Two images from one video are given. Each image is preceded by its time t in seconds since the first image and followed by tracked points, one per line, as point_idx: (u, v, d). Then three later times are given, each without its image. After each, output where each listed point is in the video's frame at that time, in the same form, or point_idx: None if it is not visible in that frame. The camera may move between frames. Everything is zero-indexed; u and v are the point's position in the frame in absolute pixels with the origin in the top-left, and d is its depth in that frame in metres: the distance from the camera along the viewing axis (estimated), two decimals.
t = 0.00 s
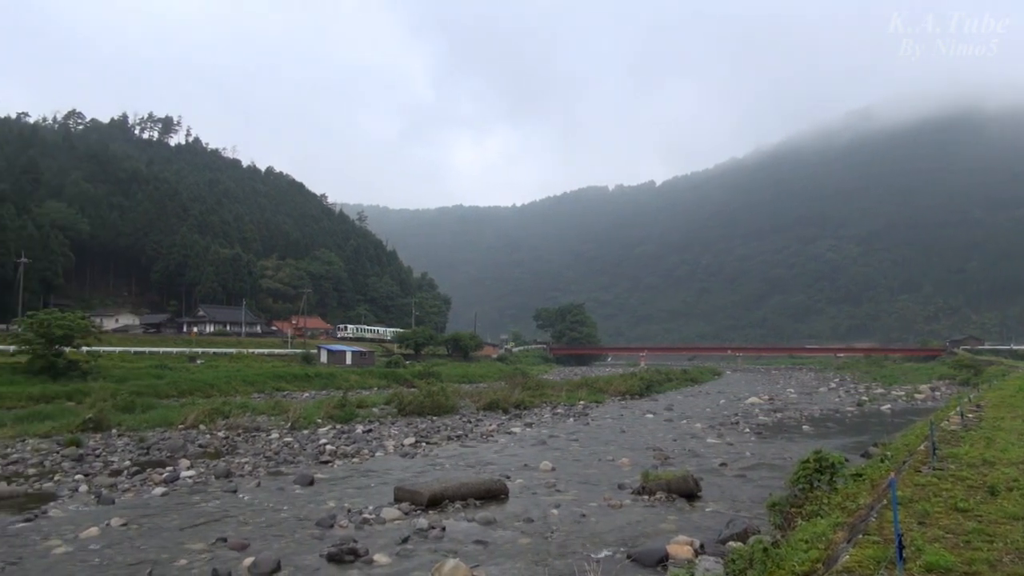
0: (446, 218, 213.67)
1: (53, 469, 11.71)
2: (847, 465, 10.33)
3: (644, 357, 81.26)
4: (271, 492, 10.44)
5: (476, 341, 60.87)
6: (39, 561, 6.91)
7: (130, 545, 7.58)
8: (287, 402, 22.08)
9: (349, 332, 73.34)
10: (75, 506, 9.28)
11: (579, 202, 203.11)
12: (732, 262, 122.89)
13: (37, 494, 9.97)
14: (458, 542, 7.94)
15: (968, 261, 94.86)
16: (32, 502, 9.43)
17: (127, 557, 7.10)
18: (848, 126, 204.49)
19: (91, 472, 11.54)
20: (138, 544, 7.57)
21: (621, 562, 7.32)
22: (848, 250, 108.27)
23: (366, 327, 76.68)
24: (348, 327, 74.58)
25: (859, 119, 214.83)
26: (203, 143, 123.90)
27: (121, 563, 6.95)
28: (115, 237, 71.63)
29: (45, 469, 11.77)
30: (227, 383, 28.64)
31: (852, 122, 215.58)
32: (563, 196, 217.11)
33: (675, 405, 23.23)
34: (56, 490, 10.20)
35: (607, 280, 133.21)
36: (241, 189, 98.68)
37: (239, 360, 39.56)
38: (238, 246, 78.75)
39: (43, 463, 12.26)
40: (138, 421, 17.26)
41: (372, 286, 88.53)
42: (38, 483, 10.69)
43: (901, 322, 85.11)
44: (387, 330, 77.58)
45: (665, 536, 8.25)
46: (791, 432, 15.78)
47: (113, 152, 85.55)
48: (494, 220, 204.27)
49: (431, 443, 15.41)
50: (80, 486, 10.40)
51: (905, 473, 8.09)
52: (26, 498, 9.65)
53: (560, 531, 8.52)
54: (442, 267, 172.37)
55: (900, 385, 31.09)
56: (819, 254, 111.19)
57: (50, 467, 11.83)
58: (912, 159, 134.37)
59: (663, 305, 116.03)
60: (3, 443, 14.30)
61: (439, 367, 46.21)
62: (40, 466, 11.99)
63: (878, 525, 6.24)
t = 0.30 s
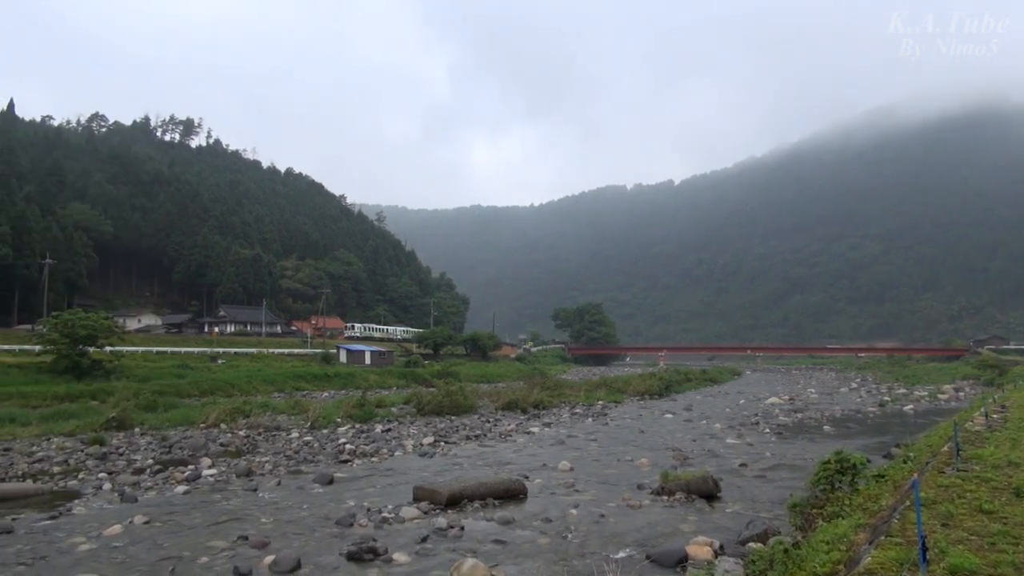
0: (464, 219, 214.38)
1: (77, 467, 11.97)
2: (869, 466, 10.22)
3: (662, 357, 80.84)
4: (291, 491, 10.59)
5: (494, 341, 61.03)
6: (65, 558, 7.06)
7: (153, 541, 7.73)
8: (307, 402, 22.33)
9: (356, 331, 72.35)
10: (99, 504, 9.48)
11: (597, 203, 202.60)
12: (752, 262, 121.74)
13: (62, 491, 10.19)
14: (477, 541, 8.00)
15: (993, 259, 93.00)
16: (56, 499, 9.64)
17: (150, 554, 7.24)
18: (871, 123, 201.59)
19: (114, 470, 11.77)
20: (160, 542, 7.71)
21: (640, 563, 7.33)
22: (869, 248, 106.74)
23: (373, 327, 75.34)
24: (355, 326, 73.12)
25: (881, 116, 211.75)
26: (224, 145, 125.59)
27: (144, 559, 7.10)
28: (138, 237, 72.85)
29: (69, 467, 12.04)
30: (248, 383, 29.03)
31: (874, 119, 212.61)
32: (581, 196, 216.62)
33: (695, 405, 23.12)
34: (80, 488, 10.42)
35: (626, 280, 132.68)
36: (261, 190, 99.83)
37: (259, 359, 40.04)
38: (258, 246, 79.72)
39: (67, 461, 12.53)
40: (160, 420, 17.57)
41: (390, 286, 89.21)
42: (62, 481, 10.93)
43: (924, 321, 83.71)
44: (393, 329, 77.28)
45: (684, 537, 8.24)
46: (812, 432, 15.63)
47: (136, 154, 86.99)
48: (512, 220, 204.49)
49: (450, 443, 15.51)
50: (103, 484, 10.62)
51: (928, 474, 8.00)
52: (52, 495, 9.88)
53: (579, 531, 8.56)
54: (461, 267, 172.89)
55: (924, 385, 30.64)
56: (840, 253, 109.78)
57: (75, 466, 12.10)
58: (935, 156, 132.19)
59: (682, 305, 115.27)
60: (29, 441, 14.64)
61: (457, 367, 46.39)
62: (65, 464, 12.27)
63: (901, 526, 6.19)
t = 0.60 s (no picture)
0: (481, 219, 214.94)
1: (99, 466, 12.20)
2: (891, 467, 10.10)
3: (681, 357, 80.44)
4: (310, 490, 10.74)
5: (512, 341, 61.16)
6: (89, 554, 7.21)
7: (174, 539, 7.88)
8: (327, 402, 22.56)
9: (362, 330, 70.94)
10: (122, 502, 9.67)
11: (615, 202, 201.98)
12: (772, 261, 120.61)
13: (85, 489, 10.40)
14: (494, 541, 8.06)
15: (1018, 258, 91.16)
16: (80, 497, 9.85)
17: (171, 552, 7.38)
18: (893, 120, 198.67)
19: (136, 469, 12.00)
20: (182, 540, 7.85)
21: (660, 564, 7.32)
22: (890, 247, 105.33)
23: (380, 327, 73.31)
24: (362, 325, 71.14)
25: (904, 112, 208.44)
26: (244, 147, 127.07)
27: (166, 556, 7.24)
28: (159, 239, 73.95)
29: (92, 465, 12.27)
30: (268, 383, 29.38)
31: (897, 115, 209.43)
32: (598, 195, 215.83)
33: (714, 405, 23.00)
34: (103, 487, 10.62)
35: (644, 279, 132.07)
36: (280, 191, 100.94)
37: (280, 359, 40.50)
38: (277, 247, 80.62)
39: (91, 459, 12.79)
40: (182, 419, 17.86)
41: (408, 286, 89.78)
42: (85, 479, 11.15)
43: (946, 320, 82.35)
44: (398, 327, 76.44)
45: (703, 538, 8.23)
46: (833, 433, 15.45)
47: (156, 156, 88.24)
48: (529, 221, 204.49)
49: (468, 443, 15.59)
50: (125, 483, 10.83)
51: (953, 475, 7.88)
52: (75, 493, 10.08)
53: (597, 532, 8.59)
54: (478, 267, 173.23)
55: (947, 386, 30.18)
56: (861, 252, 108.39)
57: (97, 464, 12.36)
58: (959, 152, 129.88)
59: (701, 304, 114.49)
60: (54, 440, 14.97)
61: (475, 366, 46.54)
62: (89, 462, 12.52)
63: (924, 528, 6.14)
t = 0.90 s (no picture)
0: (499, 219, 215.32)
1: (123, 465, 12.47)
2: (914, 468, 9.97)
3: (700, 357, 79.95)
4: (330, 489, 10.89)
5: (530, 340, 61.26)
6: (112, 551, 7.36)
7: (196, 538, 8.03)
8: (346, 401, 22.80)
9: (368, 328, 69.88)
10: (143, 501, 9.86)
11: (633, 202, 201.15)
12: (792, 260, 119.34)
13: (108, 488, 10.62)
14: (513, 541, 8.12)
15: None
16: (103, 495, 10.04)
17: (193, 549, 7.53)
18: (915, 116, 195.75)
19: (158, 467, 12.23)
20: (203, 538, 7.99)
21: (678, 564, 7.33)
22: (913, 246, 103.76)
23: (387, 326, 72.15)
24: (368, 325, 70.08)
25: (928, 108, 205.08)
26: (263, 149, 128.55)
27: (188, 553, 7.38)
28: (180, 240, 75.03)
29: (116, 464, 12.54)
30: (288, 383, 29.74)
31: (920, 112, 206.17)
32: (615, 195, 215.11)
33: (733, 405, 22.88)
34: (127, 485, 10.86)
35: (662, 279, 131.38)
36: (299, 192, 102.01)
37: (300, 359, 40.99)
38: (296, 248, 81.47)
39: (114, 458, 13.04)
40: (203, 419, 18.17)
41: (426, 286, 90.29)
42: (108, 478, 11.39)
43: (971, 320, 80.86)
44: (406, 325, 75.50)
45: (722, 538, 8.23)
46: (855, 433, 15.29)
47: (177, 159, 89.53)
48: (547, 220, 204.40)
49: (486, 442, 15.66)
50: (148, 481, 11.06)
51: (977, 477, 7.80)
52: (98, 491, 10.29)
53: (615, 532, 8.61)
54: (496, 267, 173.49)
55: (971, 386, 29.72)
56: (883, 251, 106.86)
57: (120, 463, 12.63)
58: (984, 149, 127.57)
59: (720, 303, 113.60)
60: (77, 439, 15.28)
61: (493, 366, 46.70)
62: (112, 461, 12.77)
63: (947, 529, 6.09)
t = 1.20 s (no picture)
0: (518, 219, 215.59)
1: (147, 464, 12.74)
2: (939, 469, 9.84)
3: (721, 357, 79.38)
4: (350, 488, 11.03)
5: (550, 340, 61.29)
6: (138, 548, 7.53)
7: (218, 536, 8.17)
8: (366, 401, 23.01)
9: (371, 329, 69.89)
10: (167, 499, 10.05)
11: (653, 201, 200.03)
12: (815, 259, 117.82)
13: (133, 486, 10.84)
14: (534, 540, 8.18)
15: None
16: (127, 494, 10.25)
17: (216, 548, 7.66)
18: (941, 112, 192.30)
19: (181, 467, 12.46)
20: (226, 537, 8.14)
21: (700, 565, 7.32)
22: (937, 244, 102.10)
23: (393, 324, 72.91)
24: (373, 324, 71.10)
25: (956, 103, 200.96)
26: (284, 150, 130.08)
27: (212, 551, 7.53)
28: (202, 241, 76.10)
29: (140, 463, 12.81)
30: (309, 382, 30.11)
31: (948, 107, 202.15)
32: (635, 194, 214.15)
33: (755, 405, 22.73)
34: (151, 484, 11.08)
35: (682, 279, 130.50)
36: (320, 194, 103.07)
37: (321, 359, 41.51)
38: (316, 248, 82.35)
39: (138, 457, 13.32)
40: (225, 418, 18.47)
41: (446, 286, 90.78)
42: (133, 476, 11.65)
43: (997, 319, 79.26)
44: (417, 325, 74.82)
45: (744, 539, 8.22)
46: (878, 434, 15.10)
47: (199, 161, 90.95)
48: (566, 220, 204.16)
49: (506, 442, 15.75)
50: (172, 480, 11.28)
51: (1005, 479, 7.66)
52: (123, 490, 10.49)
53: (636, 532, 8.63)
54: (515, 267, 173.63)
55: (999, 386, 29.17)
56: (907, 250, 105.17)
57: (144, 462, 12.88)
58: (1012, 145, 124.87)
59: (741, 303, 112.53)
60: (102, 437, 15.60)
61: (513, 366, 46.81)
62: (137, 460, 13.06)
63: (973, 532, 6.02)
